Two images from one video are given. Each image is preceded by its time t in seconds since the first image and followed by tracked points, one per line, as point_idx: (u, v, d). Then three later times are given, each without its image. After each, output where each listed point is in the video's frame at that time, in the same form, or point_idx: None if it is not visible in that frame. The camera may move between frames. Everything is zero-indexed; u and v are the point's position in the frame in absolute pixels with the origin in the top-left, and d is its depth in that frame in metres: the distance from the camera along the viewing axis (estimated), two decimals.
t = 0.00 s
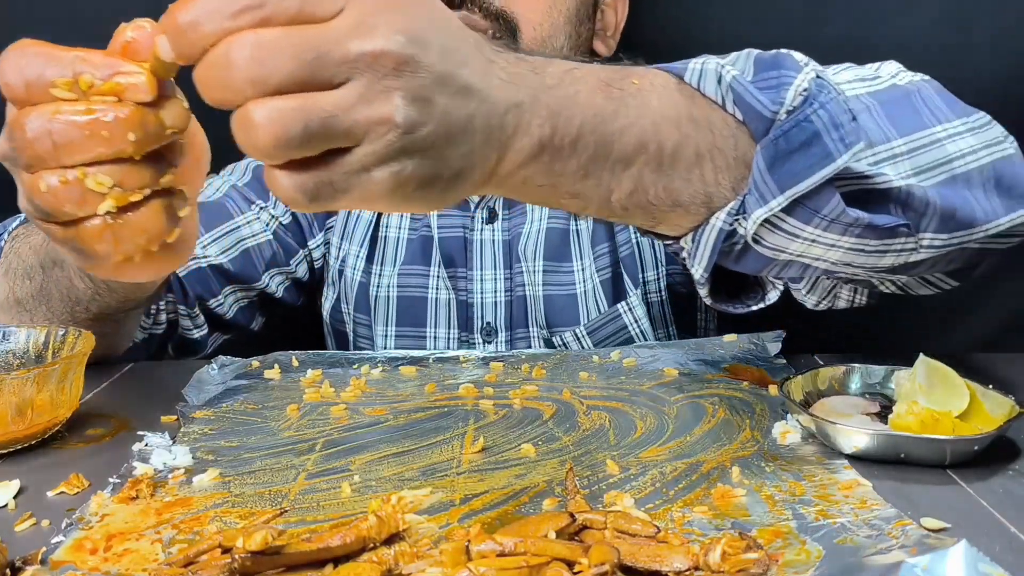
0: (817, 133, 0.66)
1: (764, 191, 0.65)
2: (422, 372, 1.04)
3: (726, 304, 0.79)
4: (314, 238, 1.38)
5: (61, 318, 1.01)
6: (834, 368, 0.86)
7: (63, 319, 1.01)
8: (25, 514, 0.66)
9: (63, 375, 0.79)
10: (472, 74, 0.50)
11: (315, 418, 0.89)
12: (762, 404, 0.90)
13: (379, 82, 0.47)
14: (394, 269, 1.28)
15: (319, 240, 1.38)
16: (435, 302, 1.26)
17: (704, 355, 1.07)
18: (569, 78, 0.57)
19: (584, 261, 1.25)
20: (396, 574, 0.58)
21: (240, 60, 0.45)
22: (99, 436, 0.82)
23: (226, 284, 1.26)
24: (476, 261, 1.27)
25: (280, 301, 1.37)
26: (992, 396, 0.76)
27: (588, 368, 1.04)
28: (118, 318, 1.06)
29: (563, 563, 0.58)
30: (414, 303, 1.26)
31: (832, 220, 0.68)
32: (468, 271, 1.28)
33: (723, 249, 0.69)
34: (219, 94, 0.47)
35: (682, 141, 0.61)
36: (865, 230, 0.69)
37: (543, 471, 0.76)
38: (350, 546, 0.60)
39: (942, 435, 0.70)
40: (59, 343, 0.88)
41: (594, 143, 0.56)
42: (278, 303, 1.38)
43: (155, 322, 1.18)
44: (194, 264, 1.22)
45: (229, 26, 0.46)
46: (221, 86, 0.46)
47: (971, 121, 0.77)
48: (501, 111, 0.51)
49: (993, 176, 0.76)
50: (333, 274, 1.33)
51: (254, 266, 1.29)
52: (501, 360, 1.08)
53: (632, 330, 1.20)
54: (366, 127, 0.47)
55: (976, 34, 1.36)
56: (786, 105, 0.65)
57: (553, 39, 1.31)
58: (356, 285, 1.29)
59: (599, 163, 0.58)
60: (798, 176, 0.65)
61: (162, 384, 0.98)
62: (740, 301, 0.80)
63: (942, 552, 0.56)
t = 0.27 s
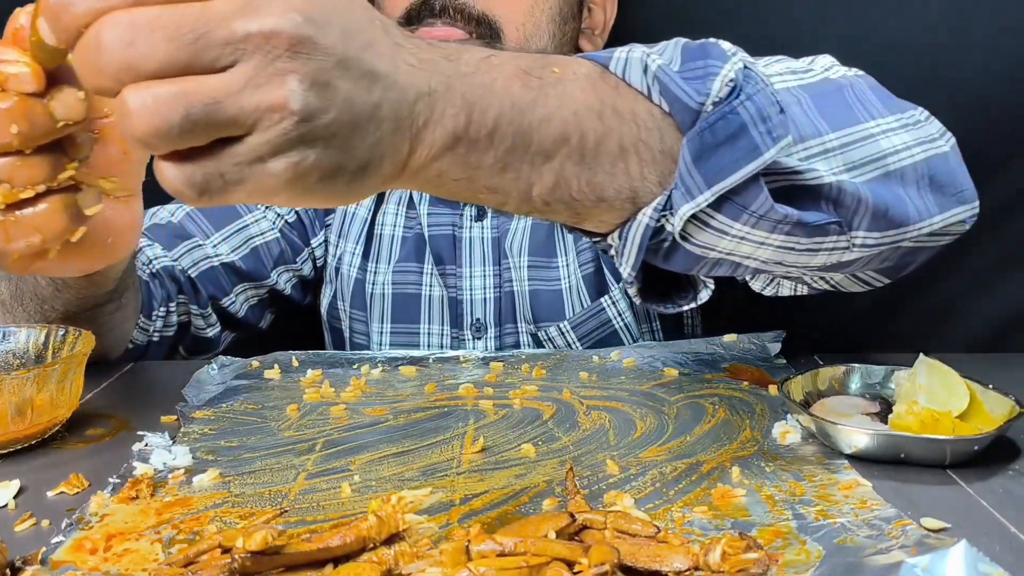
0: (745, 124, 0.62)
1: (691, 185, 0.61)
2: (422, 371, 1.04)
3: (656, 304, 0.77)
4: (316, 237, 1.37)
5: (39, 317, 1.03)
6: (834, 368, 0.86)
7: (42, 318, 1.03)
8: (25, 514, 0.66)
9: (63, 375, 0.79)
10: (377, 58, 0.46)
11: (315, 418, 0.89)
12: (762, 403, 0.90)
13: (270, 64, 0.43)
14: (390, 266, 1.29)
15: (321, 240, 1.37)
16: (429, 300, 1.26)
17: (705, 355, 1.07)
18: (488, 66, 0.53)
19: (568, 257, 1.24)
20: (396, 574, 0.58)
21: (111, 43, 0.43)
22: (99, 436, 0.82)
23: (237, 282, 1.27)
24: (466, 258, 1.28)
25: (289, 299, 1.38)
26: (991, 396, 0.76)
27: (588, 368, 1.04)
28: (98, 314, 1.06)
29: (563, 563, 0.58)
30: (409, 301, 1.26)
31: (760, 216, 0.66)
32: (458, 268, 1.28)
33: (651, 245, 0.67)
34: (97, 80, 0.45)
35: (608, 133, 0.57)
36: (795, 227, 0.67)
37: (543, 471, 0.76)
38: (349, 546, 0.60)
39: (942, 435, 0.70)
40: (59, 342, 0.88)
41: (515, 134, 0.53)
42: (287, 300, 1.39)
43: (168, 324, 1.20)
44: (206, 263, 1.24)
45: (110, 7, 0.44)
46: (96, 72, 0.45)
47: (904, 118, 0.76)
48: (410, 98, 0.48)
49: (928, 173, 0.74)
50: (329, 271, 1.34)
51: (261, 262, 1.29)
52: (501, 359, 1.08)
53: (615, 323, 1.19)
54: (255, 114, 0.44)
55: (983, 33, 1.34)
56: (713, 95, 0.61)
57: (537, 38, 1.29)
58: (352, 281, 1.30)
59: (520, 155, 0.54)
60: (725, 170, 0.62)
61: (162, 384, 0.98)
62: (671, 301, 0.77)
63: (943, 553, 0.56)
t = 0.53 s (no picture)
0: (710, 140, 0.59)
1: (656, 202, 0.59)
2: (422, 372, 1.04)
3: (623, 322, 0.72)
4: (316, 237, 1.37)
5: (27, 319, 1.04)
6: (834, 368, 0.86)
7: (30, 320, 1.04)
8: (25, 514, 0.66)
9: (63, 375, 0.79)
10: (324, 74, 0.46)
11: (315, 418, 0.89)
12: (762, 404, 0.90)
13: (206, 86, 0.43)
14: (389, 265, 1.30)
15: (321, 239, 1.37)
16: (427, 299, 1.26)
17: (705, 355, 1.07)
18: (446, 80, 0.52)
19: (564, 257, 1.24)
20: (396, 574, 0.58)
21: (40, 77, 0.41)
22: (98, 436, 0.82)
23: (241, 283, 1.27)
24: (462, 259, 1.28)
25: (291, 299, 1.38)
26: (991, 396, 0.76)
27: (588, 368, 1.04)
28: (88, 321, 1.05)
29: (563, 563, 0.58)
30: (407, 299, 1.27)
31: (727, 234, 0.62)
32: (455, 267, 1.28)
33: (618, 263, 0.63)
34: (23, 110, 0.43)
35: (571, 148, 0.56)
36: (762, 245, 0.65)
37: (542, 471, 0.76)
38: (349, 546, 0.60)
39: (943, 435, 0.70)
40: (59, 343, 0.88)
41: (474, 150, 0.52)
42: (289, 300, 1.39)
43: (171, 325, 1.20)
44: (211, 264, 1.24)
45: (31, 39, 0.42)
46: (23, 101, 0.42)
47: (870, 134, 0.77)
48: (364, 114, 0.48)
49: (895, 191, 0.74)
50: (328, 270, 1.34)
51: (265, 262, 1.30)
52: (501, 359, 1.08)
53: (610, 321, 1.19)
54: (197, 138, 0.43)
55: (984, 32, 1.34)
56: (679, 110, 0.59)
57: (529, 40, 1.29)
58: (352, 280, 1.30)
59: (481, 172, 0.53)
60: (691, 187, 0.59)
61: (162, 385, 0.98)
62: (639, 318, 0.72)
63: (943, 553, 0.56)
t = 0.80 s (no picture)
0: (699, 142, 0.58)
1: (647, 206, 0.56)
2: (422, 372, 1.04)
3: (613, 330, 0.69)
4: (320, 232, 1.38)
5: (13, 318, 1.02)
6: (834, 368, 0.86)
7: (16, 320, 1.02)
8: (25, 514, 0.66)
9: (63, 375, 0.79)
10: (301, 80, 0.46)
11: (315, 418, 0.89)
12: (762, 403, 0.90)
13: (183, 97, 0.43)
14: (392, 261, 1.30)
15: (325, 235, 1.38)
16: (430, 294, 1.27)
17: (705, 356, 1.07)
18: (428, 87, 0.52)
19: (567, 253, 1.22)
20: (395, 574, 0.58)
21: (14, 106, 0.41)
22: (98, 436, 0.82)
23: (246, 276, 1.29)
24: (465, 256, 1.27)
25: (295, 294, 1.39)
26: (991, 396, 0.76)
27: (588, 368, 1.04)
28: (75, 320, 1.04)
29: (563, 563, 0.58)
30: (409, 296, 1.27)
31: (719, 237, 0.61)
32: (457, 265, 1.28)
33: (608, 270, 0.61)
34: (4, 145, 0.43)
35: (558, 153, 0.54)
36: (753, 247, 0.63)
37: (543, 471, 0.76)
38: (349, 546, 0.60)
39: (943, 435, 0.70)
40: (59, 343, 0.88)
41: (460, 157, 0.51)
42: (293, 295, 1.40)
43: (174, 318, 1.21)
44: (215, 258, 1.27)
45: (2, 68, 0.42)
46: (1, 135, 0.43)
47: (856, 138, 0.77)
48: (346, 119, 0.47)
49: (882, 194, 0.74)
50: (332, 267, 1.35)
51: (269, 256, 1.32)
52: (501, 359, 1.08)
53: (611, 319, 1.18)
54: (176, 151, 0.43)
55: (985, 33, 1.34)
56: (666, 112, 0.57)
57: (533, 39, 1.28)
58: (355, 276, 1.31)
59: (468, 180, 0.52)
60: (681, 190, 0.57)
61: (162, 384, 0.98)
62: (628, 328, 0.70)
63: (943, 552, 0.56)
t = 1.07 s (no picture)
0: (681, 163, 0.57)
1: (627, 227, 0.56)
2: (422, 372, 1.04)
3: (592, 344, 0.77)
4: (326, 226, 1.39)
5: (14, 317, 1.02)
6: (834, 368, 0.86)
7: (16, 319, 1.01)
8: (25, 514, 0.66)
9: (64, 375, 0.79)
10: (270, 98, 0.44)
11: (315, 418, 0.89)
12: (762, 403, 0.90)
13: (141, 120, 0.41)
14: (396, 256, 1.30)
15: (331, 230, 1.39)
16: (433, 291, 1.26)
17: (705, 355, 1.07)
18: (406, 100, 0.51)
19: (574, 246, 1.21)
20: (396, 574, 0.58)
21: None
22: (98, 436, 0.82)
23: (253, 270, 1.30)
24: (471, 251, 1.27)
25: (301, 288, 1.40)
26: (992, 396, 0.76)
27: (587, 368, 1.04)
28: (72, 318, 1.03)
29: (563, 563, 0.58)
30: (412, 292, 1.27)
31: (699, 258, 0.60)
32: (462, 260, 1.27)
33: (587, 285, 0.60)
34: None
35: (538, 170, 0.53)
36: (734, 268, 0.63)
37: (543, 471, 0.76)
38: (349, 546, 0.60)
39: (943, 435, 0.70)
40: (59, 343, 0.88)
41: (440, 173, 0.50)
42: (299, 290, 1.41)
43: (180, 312, 1.22)
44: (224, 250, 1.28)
45: None
46: None
47: (839, 154, 0.77)
48: (319, 136, 0.46)
49: (863, 211, 0.74)
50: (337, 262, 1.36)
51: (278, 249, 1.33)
52: (501, 360, 1.08)
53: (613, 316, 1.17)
54: (135, 175, 0.41)
55: (984, 33, 1.34)
56: (649, 131, 0.56)
57: (543, 37, 1.26)
58: (360, 271, 1.31)
59: (447, 197, 0.51)
60: (662, 212, 0.56)
61: (162, 384, 0.98)
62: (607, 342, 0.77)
63: (943, 552, 0.56)
